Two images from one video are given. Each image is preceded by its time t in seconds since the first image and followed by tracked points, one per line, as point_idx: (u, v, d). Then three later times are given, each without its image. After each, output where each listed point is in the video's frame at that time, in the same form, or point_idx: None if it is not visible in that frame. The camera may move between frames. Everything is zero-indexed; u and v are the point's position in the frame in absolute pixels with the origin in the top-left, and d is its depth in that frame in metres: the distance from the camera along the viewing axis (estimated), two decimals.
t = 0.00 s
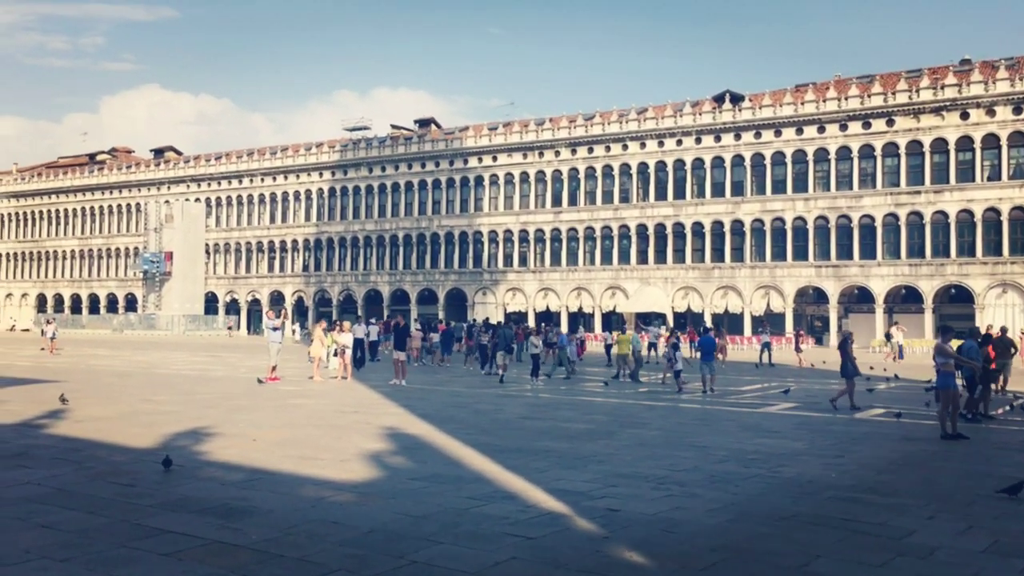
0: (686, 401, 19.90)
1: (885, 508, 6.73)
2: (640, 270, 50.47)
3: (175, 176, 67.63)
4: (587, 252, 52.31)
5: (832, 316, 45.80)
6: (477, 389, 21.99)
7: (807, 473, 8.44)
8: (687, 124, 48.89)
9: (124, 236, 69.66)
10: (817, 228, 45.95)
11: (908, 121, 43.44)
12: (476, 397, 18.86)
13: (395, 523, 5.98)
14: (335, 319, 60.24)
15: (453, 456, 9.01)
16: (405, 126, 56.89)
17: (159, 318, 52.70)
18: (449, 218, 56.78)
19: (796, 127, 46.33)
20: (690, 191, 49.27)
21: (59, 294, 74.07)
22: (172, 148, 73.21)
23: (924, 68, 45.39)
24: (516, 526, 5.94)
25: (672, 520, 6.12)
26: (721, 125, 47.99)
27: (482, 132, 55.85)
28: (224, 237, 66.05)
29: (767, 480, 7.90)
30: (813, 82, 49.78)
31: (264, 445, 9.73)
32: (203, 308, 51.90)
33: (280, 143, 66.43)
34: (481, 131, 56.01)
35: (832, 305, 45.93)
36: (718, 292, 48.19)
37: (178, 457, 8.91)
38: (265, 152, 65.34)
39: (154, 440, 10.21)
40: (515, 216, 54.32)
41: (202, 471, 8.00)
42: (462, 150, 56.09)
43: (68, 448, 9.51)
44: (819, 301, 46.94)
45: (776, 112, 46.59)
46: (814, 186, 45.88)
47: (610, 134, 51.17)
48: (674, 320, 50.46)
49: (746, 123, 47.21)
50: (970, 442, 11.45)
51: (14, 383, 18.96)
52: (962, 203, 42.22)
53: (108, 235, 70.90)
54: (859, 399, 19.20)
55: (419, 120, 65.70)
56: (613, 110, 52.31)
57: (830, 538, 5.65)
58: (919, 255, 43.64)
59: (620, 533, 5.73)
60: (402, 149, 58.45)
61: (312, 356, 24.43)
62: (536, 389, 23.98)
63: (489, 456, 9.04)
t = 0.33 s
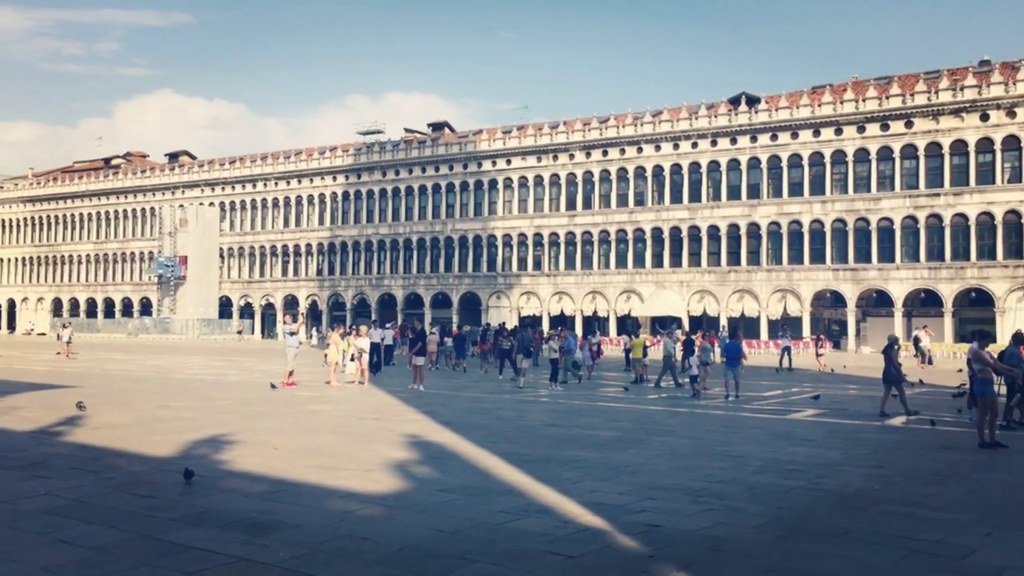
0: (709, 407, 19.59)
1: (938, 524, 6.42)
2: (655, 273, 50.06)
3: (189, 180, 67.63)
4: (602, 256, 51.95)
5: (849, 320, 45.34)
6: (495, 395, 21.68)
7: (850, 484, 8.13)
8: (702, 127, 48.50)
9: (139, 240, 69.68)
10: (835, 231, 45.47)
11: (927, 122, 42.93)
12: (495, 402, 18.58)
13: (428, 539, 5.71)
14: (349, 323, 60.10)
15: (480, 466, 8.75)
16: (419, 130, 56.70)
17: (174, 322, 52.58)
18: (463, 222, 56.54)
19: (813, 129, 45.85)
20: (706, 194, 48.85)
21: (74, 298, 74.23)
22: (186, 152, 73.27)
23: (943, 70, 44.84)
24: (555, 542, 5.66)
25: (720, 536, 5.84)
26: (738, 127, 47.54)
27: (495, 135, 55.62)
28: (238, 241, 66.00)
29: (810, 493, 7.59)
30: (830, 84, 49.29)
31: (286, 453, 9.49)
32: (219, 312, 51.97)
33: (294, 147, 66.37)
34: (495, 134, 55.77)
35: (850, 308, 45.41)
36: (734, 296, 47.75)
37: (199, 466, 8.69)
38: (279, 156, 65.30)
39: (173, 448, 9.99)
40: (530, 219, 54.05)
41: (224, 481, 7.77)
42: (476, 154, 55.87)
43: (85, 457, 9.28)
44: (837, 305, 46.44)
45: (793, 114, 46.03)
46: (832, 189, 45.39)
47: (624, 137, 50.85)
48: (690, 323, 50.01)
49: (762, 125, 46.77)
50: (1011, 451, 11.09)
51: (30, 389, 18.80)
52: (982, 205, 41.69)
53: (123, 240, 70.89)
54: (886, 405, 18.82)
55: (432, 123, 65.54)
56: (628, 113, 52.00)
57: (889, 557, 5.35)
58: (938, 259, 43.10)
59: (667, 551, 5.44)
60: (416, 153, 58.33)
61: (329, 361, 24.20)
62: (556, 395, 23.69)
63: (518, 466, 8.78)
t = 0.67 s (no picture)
0: (732, 411, 19.27)
1: (997, 537, 6.09)
2: (670, 276, 49.61)
3: (203, 184, 67.64)
4: (616, 259, 51.56)
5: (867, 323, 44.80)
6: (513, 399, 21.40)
7: (895, 493, 7.80)
8: (717, 129, 48.07)
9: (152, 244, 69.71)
10: (851, 233, 44.97)
11: (945, 123, 42.42)
12: (514, 407, 18.30)
13: (463, 553, 5.44)
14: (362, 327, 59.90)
15: (509, 474, 8.45)
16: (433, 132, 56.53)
17: (188, 325, 52.43)
18: (476, 224, 56.28)
19: (830, 131, 45.35)
20: (721, 196, 48.43)
21: (88, 301, 74.30)
22: (199, 156, 73.33)
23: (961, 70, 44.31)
24: (596, 557, 5.36)
25: (770, 551, 5.53)
26: (753, 129, 47.09)
27: (509, 137, 55.37)
28: (252, 245, 65.93)
29: (855, 503, 7.28)
30: (847, 85, 48.78)
31: (308, 460, 9.23)
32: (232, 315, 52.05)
33: (308, 151, 66.32)
34: (508, 137, 55.52)
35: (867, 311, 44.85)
36: (750, 298, 47.23)
37: (220, 473, 8.43)
38: (292, 159, 65.24)
39: (192, 455, 9.75)
40: (543, 222, 53.75)
41: (246, 489, 7.52)
42: (490, 156, 55.62)
43: (103, 464, 9.05)
44: (854, 308, 45.91)
45: (809, 115, 45.56)
46: (848, 190, 44.88)
47: (638, 139, 50.50)
48: (705, 327, 49.58)
49: (778, 127, 46.33)
50: None
51: (46, 393, 18.64)
52: (1002, 207, 41.13)
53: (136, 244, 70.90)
54: (914, 410, 18.44)
55: (445, 126, 65.36)
56: (642, 115, 51.65)
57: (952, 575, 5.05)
58: (957, 261, 42.53)
59: (715, 567, 5.15)
60: (429, 156, 58.18)
61: (346, 365, 23.96)
62: (574, 398, 23.39)
63: (547, 474, 8.48)
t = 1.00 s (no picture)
0: (747, 415, 18.97)
1: None
2: (677, 278, 49.28)
3: (209, 186, 67.46)
4: (624, 261, 51.25)
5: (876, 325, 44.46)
6: (524, 402, 21.11)
7: (931, 504, 7.51)
8: (725, 130, 47.71)
9: (158, 246, 69.55)
10: (860, 235, 44.62)
11: (955, 125, 42.06)
12: (526, 411, 18.00)
13: (488, 569, 5.18)
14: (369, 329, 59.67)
15: (530, 482, 8.19)
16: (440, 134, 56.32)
17: (194, 327, 52.18)
18: (483, 226, 56.03)
19: (839, 132, 44.94)
20: (729, 198, 48.10)
21: (94, 304, 74.16)
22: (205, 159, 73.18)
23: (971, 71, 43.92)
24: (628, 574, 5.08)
25: (811, 568, 5.25)
26: (761, 130, 46.72)
27: (516, 139, 55.10)
28: (258, 247, 65.70)
29: (892, 514, 6.98)
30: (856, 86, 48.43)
31: (321, 467, 8.96)
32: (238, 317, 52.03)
33: (314, 153, 66.16)
34: (515, 139, 55.26)
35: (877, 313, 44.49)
36: (758, 301, 46.91)
37: (230, 481, 8.17)
38: (298, 162, 65.07)
39: (201, 461, 9.49)
40: (550, 224, 53.50)
41: (258, 499, 7.27)
42: (496, 158, 55.36)
43: (110, 470, 8.80)
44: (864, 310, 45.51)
45: (818, 116, 45.21)
46: (857, 192, 44.51)
47: (646, 141, 50.19)
48: (713, 329, 49.29)
49: (786, 128, 46.00)
50: None
51: (52, 397, 18.39)
52: (1013, 209, 40.75)
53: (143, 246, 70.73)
54: (932, 414, 18.12)
55: (451, 128, 65.16)
56: (649, 117, 51.35)
57: None
58: (968, 263, 42.14)
59: None
60: (436, 158, 58.00)
61: (355, 368, 23.68)
62: (585, 402, 23.09)
63: (569, 483, 8.21)
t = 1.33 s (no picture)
0: (761, 419, 18.62)
1: None
2: (684, 280, 48.92)
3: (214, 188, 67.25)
4: (630, 263, 50.91)
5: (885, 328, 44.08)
6: (534, 405, 20.80)
7: (970, 515, 7.18)
8: (731, 131, 47.33)
9: (164, 249, 69.35)
10: (869, 237, 44.21)
11: (965, 125, 41.63)
12: (537, 414, 17.67)
13: None
14: (374, 332, 59.39)
15: (548, 491, 7.88)
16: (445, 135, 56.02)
17: (199, 330, 51.96)
18: (489, 228, 55.70)
19: (847, 133, 44.55)
20: (736, 200, 47.71)
21: (99, 306, 73.99)
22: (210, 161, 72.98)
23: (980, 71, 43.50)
24: None
25: None
26: (769, 131, 46.33)
27: (521, 140, 54.77)
28: (263, 249, 65.48)
29: (930, 527, 6.66)
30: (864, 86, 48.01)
31: (331, 475, 8.65)
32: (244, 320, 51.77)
33: (320, 154, 65.94)
34: (521, 140, 54.95)
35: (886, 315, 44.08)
36: (766, 303, 46.52)
37: (237, 489, 7.87)
38: (303, 163, 64.82)
39: (206, 468, 9.20)
40: (556, 226, 53.19)
41: (266, 510, 6.95)
42: (502, 159, 55.05)
43: (113, 478, 8.50)
44: (873, 312, 45.08)
45: (826, 117, 44.81)
46: (866, 193, 44.12)
47: (653, 142, 49.82)
48: (720, 331, 48.92)
49: (794, 129, 45.62)
50: None
51: (55, 401, 18.13)
52: None
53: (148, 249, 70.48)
54: (949, 418, 17.74)
55: (456, 129, 64.91)
56: (656, 118, 50.99)
57: None
58: (978, 265, 41.73)
59: None
60: (441, 159, 57.68)
61: (361, 370, 23.37)
62: (595, 405, 22.77)
63: (589, 492, 7.89)
